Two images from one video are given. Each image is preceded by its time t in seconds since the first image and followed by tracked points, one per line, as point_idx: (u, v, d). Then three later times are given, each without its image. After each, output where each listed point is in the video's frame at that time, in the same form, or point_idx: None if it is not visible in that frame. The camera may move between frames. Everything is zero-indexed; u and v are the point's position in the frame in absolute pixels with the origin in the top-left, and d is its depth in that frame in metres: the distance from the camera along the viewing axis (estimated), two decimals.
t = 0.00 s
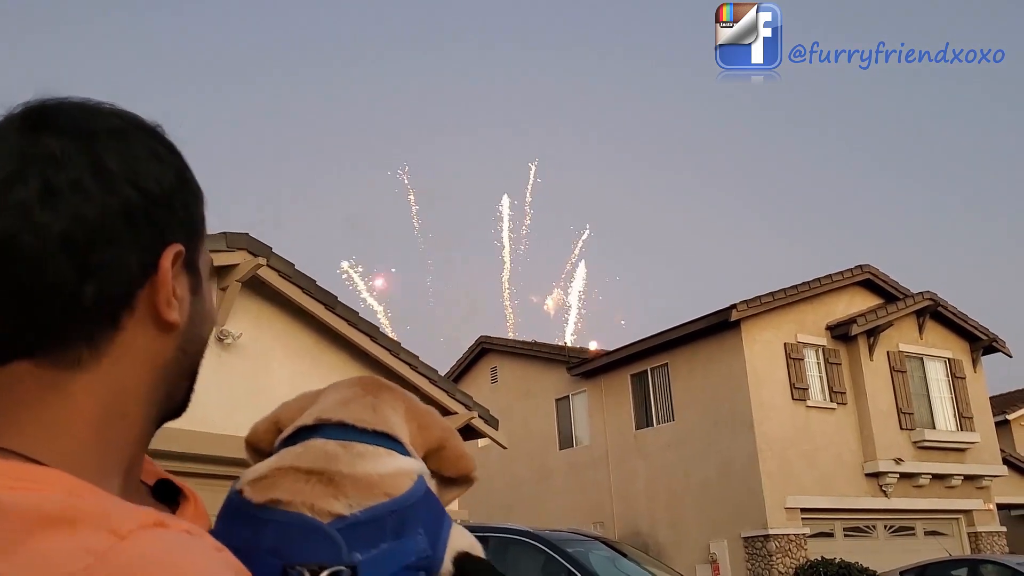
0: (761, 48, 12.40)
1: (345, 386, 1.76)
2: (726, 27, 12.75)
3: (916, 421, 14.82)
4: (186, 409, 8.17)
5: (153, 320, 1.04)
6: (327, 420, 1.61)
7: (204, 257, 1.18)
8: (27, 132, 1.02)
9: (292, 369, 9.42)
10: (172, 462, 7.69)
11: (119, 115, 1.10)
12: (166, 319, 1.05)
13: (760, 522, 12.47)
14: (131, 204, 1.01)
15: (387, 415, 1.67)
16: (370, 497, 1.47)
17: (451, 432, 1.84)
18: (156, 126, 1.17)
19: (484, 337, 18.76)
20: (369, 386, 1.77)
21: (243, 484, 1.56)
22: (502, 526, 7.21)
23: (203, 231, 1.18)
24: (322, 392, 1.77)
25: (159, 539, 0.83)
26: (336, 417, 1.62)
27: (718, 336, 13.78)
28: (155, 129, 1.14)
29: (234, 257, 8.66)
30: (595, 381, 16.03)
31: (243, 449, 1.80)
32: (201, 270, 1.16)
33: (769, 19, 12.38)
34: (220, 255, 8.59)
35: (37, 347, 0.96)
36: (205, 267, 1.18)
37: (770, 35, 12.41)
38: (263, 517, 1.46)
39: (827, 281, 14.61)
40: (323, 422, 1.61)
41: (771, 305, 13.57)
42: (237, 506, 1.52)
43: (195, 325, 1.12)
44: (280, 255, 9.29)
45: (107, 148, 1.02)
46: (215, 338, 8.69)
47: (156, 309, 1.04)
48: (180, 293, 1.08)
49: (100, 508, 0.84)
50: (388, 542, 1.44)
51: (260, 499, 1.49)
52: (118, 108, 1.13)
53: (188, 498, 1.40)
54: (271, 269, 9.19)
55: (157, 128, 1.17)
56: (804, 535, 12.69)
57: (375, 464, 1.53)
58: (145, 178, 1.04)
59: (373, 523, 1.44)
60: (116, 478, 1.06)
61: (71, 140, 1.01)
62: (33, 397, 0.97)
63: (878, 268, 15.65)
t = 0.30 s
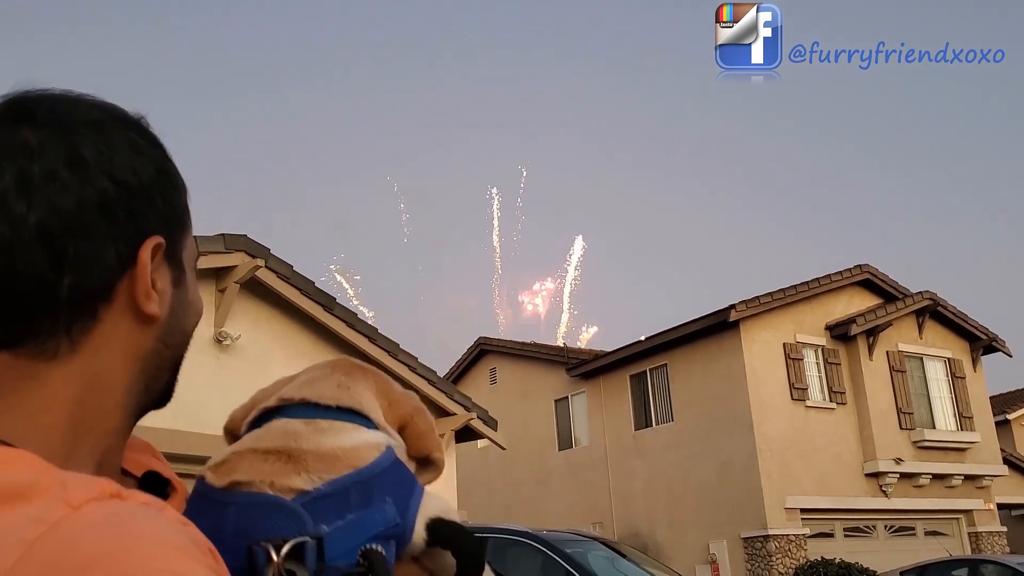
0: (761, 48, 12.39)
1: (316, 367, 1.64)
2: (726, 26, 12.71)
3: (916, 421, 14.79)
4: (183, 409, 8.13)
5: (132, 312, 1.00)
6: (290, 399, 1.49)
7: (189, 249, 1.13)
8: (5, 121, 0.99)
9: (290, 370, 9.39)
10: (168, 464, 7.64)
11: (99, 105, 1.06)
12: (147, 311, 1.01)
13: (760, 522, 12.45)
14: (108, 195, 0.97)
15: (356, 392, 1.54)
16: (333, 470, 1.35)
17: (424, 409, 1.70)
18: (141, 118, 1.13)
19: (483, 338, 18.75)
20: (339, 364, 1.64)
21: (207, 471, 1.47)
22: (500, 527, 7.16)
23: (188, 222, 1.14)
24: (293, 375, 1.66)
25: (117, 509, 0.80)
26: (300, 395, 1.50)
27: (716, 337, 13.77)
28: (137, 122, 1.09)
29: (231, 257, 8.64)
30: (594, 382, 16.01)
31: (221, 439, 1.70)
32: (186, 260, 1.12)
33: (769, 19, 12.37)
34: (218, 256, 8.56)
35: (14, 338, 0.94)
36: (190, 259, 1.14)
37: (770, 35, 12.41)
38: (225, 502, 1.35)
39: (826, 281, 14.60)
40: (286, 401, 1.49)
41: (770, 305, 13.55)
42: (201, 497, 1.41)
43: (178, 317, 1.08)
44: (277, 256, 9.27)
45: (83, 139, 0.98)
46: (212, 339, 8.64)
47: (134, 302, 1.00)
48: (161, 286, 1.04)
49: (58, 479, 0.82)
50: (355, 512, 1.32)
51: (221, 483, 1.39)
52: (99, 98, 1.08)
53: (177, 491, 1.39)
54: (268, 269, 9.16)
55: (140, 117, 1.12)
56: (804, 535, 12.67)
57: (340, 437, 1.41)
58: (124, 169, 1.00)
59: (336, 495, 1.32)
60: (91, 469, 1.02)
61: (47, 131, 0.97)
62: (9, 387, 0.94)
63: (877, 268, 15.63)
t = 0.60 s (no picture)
0: (795, 48, 12.10)
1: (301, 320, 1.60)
2: (760, 27, 12.43)
3: (912, 420, 14.80)
4: (180, 407, 8.10)
5: (111, 282, 0.97)
6: (260, 354, 1.47)
7: (168, 218, 1.11)
8: None
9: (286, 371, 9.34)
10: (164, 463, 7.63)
11: (66, 81, 1.05)
12: (125, 278, 0.98)
13: (756, 521, 12.45)
14: (75, 165, 0.96)
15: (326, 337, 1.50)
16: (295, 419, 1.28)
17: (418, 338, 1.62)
18: (112, 92, 1.12)
19: (479, 337, 18.75)
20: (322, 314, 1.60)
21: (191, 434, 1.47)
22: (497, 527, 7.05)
23: (167, 192, 1.13)
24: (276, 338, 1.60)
25: (97, 456, 0.85)
26: (270, 350, 1.48)
27: (712, 335, 13.77)
28: (106, 95, 1.08)
29: (226, 256, 8.64)
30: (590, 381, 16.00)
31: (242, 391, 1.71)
32: (167, 230, 1.09)
33: (802, 19, 12.13)
34: (214, 255, 8.53)
35: None
36: (171, 227, 1.11)
37: (803, 35, 12.11)
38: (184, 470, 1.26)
39: (822, 280, 14.61)
40: (256, 357, 1.47)
41: (766, 304, 13.54)
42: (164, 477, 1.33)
43: (162, 286, 1.05)
44: (272, 255, 9.24)
45: (46, 111, 0.97)
46: (208, 339, 8.61)
47: (112, 270, 0.97)
48: (140, 253, 1.01)
49: (42, 429, 0.88)
50: (322, 455, 1.23)
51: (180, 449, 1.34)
52: (66, 74, 1.07)
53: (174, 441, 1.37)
54: (264, 269, 9.13)
55: (111, 93, 1.12)
56: (801, 534, 12.68)
57: (296, 386, 1.36)
58: (91, 141, 0.99)
59: (299, 442, 1.24)
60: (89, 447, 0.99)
61: (10, 106, 0.96)
62: None
63: (873, 267, 15.64)
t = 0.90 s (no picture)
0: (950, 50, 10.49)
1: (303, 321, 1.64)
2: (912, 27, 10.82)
3: (912, 421, 14.79)
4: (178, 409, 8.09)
5: (63, 276, 0.95)
6: (262, 362, 1.52)
7: (156, 214, 1.07)
8: None
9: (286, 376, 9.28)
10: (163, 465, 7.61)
11: (39, 88, 1.05)
12: (73, 272, 0.95)
13: (756, 523, 12.42)
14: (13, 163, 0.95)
15: (323, 346, 1.53)
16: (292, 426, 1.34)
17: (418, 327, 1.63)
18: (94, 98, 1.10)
19: (478, 339, 18.72)
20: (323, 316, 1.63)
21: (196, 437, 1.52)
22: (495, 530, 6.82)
23: (152, 187, 1.08)
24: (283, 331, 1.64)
25: (94, 448, 0.82)
26: (270, 359, 1.52)
27: (711, 336, 13.75)
28: (79, 98, 1.07)
29: (226, 260, 8.61)
30: (589, 383, 15.97)
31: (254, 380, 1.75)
32: (146, 226, 1.04)
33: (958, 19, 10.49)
34: (213, 258, 8.50)
35: None
36: (157, 222, 1.06)
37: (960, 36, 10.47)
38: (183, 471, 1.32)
39: (821, 281, 14.59)
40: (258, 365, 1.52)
41: (765, 305, 13.51)
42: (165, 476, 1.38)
43: (133, 281, 1.00)
44: (270, 257, 9.20)
45: None
46: (207, 342, 8.58)
47: (59, 262, 0.95)
48: (96, 247, 0.97)
49: (39, 422, 0.85)
50: (318, 460, 1.30)
51: (173, 459, 1.40)
52: (47, 84, 1.07)
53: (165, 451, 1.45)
54: (262, 271, 9.10)
55: (97, 99, 1.10)
56: (801, 536, 12.66)
57: (295, 394, 1.41)
58: (29, 137, 0.97)
59: (298, 446, 1.30)
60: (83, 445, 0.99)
61: None
62: None
63: (872, 268, 15.61)
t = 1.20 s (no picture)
0: None
1: (282, 374, 1.49)
2: None
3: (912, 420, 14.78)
4: (175, 411, 8.06)
5: (56, 294, 0.95)
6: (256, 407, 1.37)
7: (151, 226, 1.05)
8: None
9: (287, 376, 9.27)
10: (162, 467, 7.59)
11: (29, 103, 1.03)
12: (64, 289, 0.95)
13: (757, 523, 12.41)
14: None
15: (323, 399, 1.40)
16: (305, 458, 1.25)
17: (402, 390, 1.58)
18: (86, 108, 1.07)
19: (478, 339, 18.69)
20: (305, 370, 1.49)
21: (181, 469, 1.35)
22: (495, 529, 6.73)
23: (147, 198, 1.06)
24: (263, 376, 1.53)
25: (124, 463, 0.81)
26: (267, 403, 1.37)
27: (711, 336, 13.73)
28: (71, 111, 1.04)
29: (226, 260, 8.58)
30: (589, 383, 15.96)
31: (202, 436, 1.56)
32: (140, 241, 1.03)
33: None
34: (212, 259, 8.47)
35: None
36: (154, 235, 1.05)
37: None
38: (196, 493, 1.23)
39: (822, 280, 14.57)
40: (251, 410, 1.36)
41: (766, 304, 13.49)
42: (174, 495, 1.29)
43: (127, 295, 0.99)
44: (270, 257, 9.20)
45: None
46: (207, 342, 8.57)
47: (50, 278, 0.94)
48: (89, 264, 0.96)
49: (62, 436, 0.84)
50: (332, 491, 1.21)
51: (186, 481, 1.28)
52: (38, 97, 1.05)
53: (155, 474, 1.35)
54: (262, 271, 9.09)
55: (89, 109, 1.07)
56: (802, 535, 12.65)
57: (306, 437, 1.29)
58: (15, 155, 0.96)
59: (312, 476, 1.22)
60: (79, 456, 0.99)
61: None
62: None
63: (873, 267, 15.60)
